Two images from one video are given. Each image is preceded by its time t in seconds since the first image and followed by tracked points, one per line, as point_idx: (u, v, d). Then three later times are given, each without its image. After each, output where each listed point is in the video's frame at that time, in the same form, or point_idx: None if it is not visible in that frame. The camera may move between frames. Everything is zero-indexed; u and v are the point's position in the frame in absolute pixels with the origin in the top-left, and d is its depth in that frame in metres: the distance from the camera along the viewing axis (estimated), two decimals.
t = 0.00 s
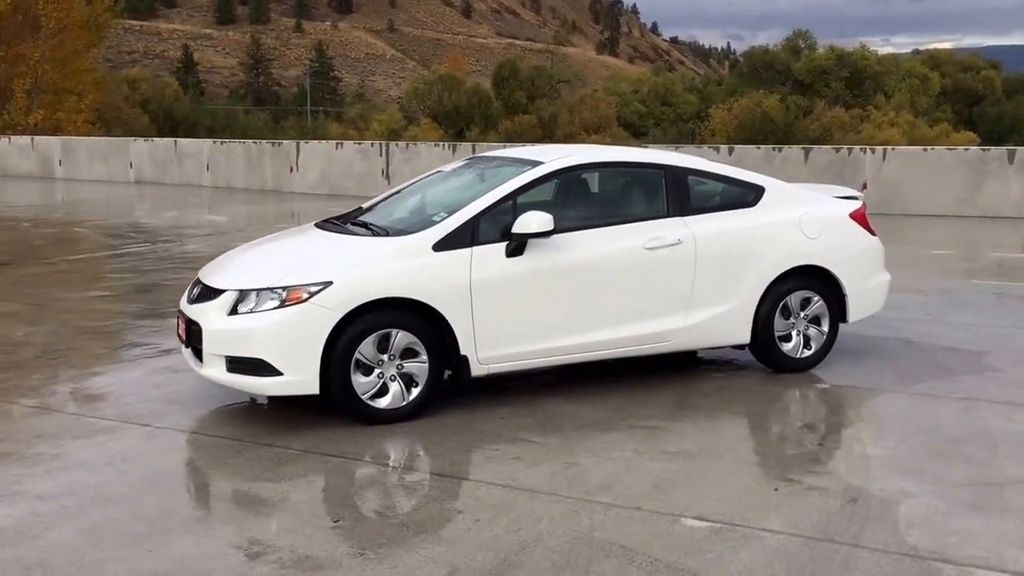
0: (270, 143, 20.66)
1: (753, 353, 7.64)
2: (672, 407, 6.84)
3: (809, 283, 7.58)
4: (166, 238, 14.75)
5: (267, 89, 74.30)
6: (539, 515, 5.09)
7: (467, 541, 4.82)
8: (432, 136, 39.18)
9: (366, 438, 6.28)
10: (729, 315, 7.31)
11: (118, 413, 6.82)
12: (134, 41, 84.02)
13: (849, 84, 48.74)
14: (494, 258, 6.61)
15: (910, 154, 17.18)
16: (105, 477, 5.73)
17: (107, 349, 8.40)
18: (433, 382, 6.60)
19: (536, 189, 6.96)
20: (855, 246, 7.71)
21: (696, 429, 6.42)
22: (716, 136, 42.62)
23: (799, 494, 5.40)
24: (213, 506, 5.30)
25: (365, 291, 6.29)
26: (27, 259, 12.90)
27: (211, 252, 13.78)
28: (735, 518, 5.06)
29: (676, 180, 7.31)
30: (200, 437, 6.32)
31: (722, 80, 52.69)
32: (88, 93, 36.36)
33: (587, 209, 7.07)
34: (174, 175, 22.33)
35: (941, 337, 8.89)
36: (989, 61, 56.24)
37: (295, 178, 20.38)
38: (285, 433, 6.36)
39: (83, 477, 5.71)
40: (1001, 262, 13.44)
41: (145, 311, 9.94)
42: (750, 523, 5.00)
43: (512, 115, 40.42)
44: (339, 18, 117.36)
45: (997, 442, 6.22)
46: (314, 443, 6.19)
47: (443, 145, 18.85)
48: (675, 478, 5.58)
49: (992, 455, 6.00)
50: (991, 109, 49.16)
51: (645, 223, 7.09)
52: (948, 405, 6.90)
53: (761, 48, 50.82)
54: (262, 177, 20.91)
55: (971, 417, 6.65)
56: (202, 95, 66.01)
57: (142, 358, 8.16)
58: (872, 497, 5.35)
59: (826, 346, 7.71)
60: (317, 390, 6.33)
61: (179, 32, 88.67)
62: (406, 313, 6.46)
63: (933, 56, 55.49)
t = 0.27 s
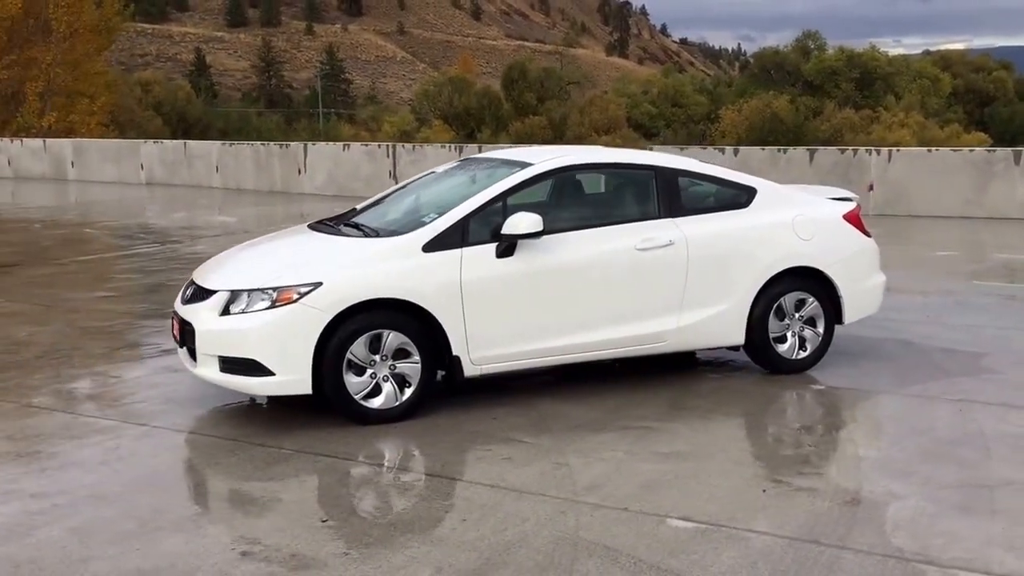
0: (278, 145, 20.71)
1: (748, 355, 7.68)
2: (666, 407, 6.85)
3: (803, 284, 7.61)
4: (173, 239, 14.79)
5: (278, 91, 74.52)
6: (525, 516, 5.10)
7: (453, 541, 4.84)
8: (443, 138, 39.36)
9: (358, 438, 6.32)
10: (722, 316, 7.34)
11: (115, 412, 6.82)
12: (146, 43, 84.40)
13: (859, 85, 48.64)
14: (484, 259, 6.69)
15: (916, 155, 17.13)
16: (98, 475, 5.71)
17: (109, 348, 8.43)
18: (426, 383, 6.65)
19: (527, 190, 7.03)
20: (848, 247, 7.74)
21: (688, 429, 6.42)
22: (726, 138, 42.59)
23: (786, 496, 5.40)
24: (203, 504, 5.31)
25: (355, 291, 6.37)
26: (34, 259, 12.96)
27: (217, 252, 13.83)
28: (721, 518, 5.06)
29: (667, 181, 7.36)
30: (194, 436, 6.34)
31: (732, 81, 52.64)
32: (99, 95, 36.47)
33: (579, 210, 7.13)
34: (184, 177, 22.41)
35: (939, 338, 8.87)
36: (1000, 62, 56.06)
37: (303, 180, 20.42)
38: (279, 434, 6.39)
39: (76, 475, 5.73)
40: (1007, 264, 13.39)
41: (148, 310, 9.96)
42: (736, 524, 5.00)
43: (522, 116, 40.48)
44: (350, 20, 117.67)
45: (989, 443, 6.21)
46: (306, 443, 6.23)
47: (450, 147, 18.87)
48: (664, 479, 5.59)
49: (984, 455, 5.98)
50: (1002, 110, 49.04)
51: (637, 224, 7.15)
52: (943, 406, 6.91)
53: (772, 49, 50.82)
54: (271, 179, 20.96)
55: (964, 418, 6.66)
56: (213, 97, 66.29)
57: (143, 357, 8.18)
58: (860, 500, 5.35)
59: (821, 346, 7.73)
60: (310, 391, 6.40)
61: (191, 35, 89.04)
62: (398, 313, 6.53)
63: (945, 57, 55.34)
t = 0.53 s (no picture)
0: (285, 148, 20.76)
1: (743, 358, 7.68)
2: (660, 409, 6.85)
3: (797, 287, 7.63)
4: (179, 241, 14.84)
5: (289, 94, 74.71)
6: (512, 518, 5.12)
7: (438, 542, 4.87)
8: (452, 141, 39.43)
9: (350, 440, 6.34)
10: (715, 318, 7.38)
11: (111, 412, 6.84)
12: (158, 48, 84.78)
13: (870, 88, 48.52)
14: (477, 262, 6.73)
15: (922, 158, 17.08)
16: (90, 475, 5.73)
17: (109, 349, 8.46)
18: (418, 385, 6.68)
19: (519, 193, 7.09)
20: (842, 250, 7.76)
21: (680, 432, 6.42)
22: (736, 140, 42.53)
23: (774, 499, 5.40)
24: (193, 505, 5.33)
25: (347, 294, 6.40)
26: (39, 260, 13.01)
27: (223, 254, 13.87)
28: (707, 521, 5.06)
29: (660, 185, 7.41)
30: (187, 438, 6.37)
31: (742, 83, 52.57)
32: (110, 100, 36.61)
33: (571, 213, 7.19)
34: (192, 180, 22.50)
35: (938, 341, 8.84)
36: (1012, 65, 55.84)
37: (310, 183, 20.47)
38: (271, 435, 6.41)
39: (69, 474, 5.75)
40: (1012, 267, 13.34)
41: (149, 312, 9.99)
42: (722, 527, 5.00)
43: (531, 120, 40.49)
44: (360, 24, 118.01)
45: (981, 446, 6.18)
46: (298, 444, 6.24)
47: (456, 150, 18.90)
48: (652, 481, 5.59)
49: (975, 458, 5.96)
50: (1015, 112, 48.84)
51: (628, 228, 7.20)
52: (937, 410, 6.90)
53: (782, 52, 50.74)
54: (278, 182, 21.02)
55: (959, 422, 6.64)
56: (224, 101, 66.52)
57: (141, 358, 8.21)
58: (849, 503, 5.34)
59: (817, 350, 7.73)
60: (302, 393, 6.43)
61: (202, 39, 89.35)
62: (390, 316, 6.56)
63: (957, 60, 55.15)
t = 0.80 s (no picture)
0: (293, 153, 20.84)
1: (738, 362, 7.70)
2: (653, 414, 6.86)
3: (793, 291, 7.64)
4: (185, 246, 14.90)
5: (299, 100, 74.94)
6: (498, 522, 5.14)
7: (424, 546, 4.89)
8: (461, 145, 39.58)
9: (343, 442, 6.38)
10: (709, 323, 7.40)
11: (108, 415, 6.88)
12: (171, 54, 85.20)
13: (882, 91, 48.38)
14: (470, 265, 6.76)
15: (929, 162, 17.02)
16: (84, 478, 5.76)
17: (109, 352, 8.50)
18: (412, 389, 6.72)
19: (514, 197, 7.12)
20: (838, 255, 7.76)
21: (672, 436, 6.42)
22: (746, 144, 42.46)
23: (763, 503, 5.40)
24: (183, 508, 5.35)
25: (341, 298, 6.44)
26: (45, 265, 13.10)
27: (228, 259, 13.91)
28: (694, 525, 5.07)
29: (655, 188, 7.43)
30: (182, 440, 6.41)
31: (753, 87, 52.48)
32: (123, 106, 36.79)
33: (565, 218, 7.22)
34: (201, 185, 22.61)
35: (937, 346, 8.81)
36: None
37: (317, 188, 20.54)
38: (265, 438, 6.45)
39: (63, 476, 5.79)
40: (1017, 271, 13.29)
41: (150, 315, 10.05)
42: (707, 531, 5.00)
43: (540, 125, 40.56)
44: (372, 29, 118.41)
45: (975, 450, 6.16)
46: (291, 447, 6.29)
47: (462, 155, 18.93)
48: (641, 485, 5.60)
49: (966, 463, 5.94)
50: None
51: (623, 231, 7.22)
52: (931, 414, 6.88)
53: (793, 56, 50.65)
54: (285, 187, 21.10)
55: (953, 426, 6.62)
56: (235, 105, 66.77)
57: (141, 361, 8.25)
58: (837, 507, 5.33)
59: (812, 354, 7.74)
60: (295, 396, 6.47)
61: (215, 45, 89.74)
62: (383, 319, 6.60)
63: (969, 63, 54.94)
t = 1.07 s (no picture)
0: (302, 160, 20.92)
1: (738, 368, 7.68)
2: (649, 420, 6.86)
3: (792, 297, 7.61)
4: (193, 253, 14.97)
5: (313, 107, 75.17)
6: (487, 527, 5.15)
7: (413, 552, 4.89)
8: (472, 152, 39.66)
9: (339, 448, 6.40)
10: (707, 329, 7.39)
11: (107, 420, 6.91)
12: (186, 61, 85.70)
13: (897, 96, 48.20)
14: (467, 272, 6.77)
15: (939, 167, 16.96)
16: (80, 482, 5.78)
17: (111, 358, 8.55)
18: (408, 394, 6.74)
19: (512, 204, 7.13)
20: (838, 261, 7.73)
21: (667, 442, 6.42)
22: (759, 149, 42.38)
23: (754, 509, 5.38)
24: (176, 512, 5.37)
25: (338, 304, 6.45)
26: (53, 271, 13.19)
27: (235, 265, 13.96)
28: (683, 531, 5.07)
29: (653, 195, 7.43)
30: (179, 446, 6.43)
31: (767, 93, 52.37)
32: (137, 113, 37.01)
33: (564, 224, 7.23)
34: (211, 192, 22.72)
35: (940, 352, 8.77)
36: None
37: (327, 194, 20.60)
38: (262, 444, 6.48)
39: (59, 480, 5.82)
40: None
41: (155, 322, 10.10)
42: (696, 537, 5.00)
43: (552, 131, 40.63)
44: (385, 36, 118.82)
45: (971, 455, 6.13)
46: (287, 452, 6.32)
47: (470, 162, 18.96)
48: (633, 491, 5.60)
49: (961, 469, 5.91)
50: None
51: (621, 237, 7.22)
52: (929, 420, 6.84)
53: (807, 61, 50.52)
54: (295, 194, 21.18)
55: (950, 431, 6.58)
56: (248, 113, 67.06)
57: (142, 367, 8.29)
58: (829, 513, 5.31)
59: (811, 360, 7.73)
60: (292, 402, 6.49)
61: (230, 53, 90.21)
62: (380, 325, 6.61)
63: (986, 68, 54.69)
